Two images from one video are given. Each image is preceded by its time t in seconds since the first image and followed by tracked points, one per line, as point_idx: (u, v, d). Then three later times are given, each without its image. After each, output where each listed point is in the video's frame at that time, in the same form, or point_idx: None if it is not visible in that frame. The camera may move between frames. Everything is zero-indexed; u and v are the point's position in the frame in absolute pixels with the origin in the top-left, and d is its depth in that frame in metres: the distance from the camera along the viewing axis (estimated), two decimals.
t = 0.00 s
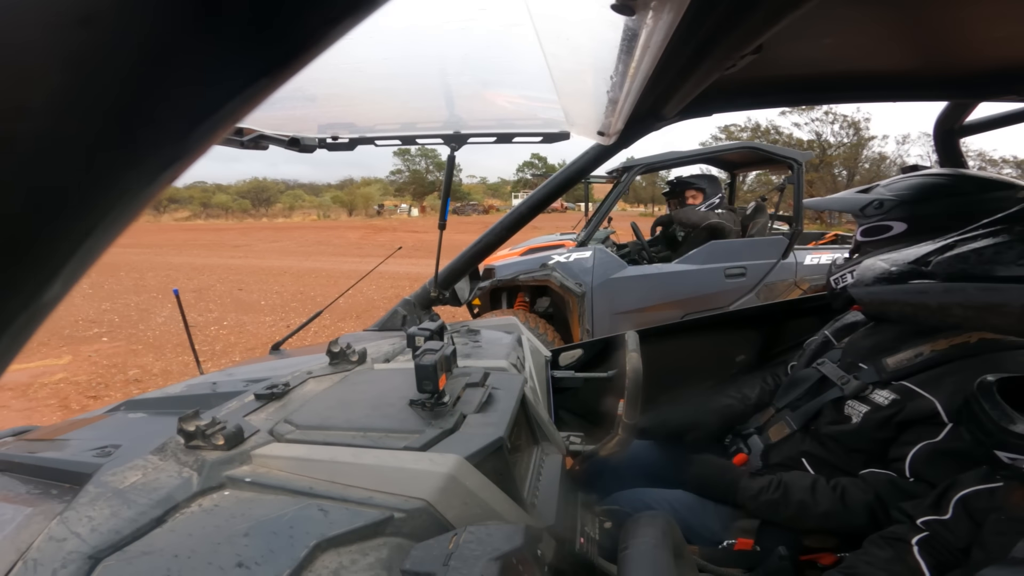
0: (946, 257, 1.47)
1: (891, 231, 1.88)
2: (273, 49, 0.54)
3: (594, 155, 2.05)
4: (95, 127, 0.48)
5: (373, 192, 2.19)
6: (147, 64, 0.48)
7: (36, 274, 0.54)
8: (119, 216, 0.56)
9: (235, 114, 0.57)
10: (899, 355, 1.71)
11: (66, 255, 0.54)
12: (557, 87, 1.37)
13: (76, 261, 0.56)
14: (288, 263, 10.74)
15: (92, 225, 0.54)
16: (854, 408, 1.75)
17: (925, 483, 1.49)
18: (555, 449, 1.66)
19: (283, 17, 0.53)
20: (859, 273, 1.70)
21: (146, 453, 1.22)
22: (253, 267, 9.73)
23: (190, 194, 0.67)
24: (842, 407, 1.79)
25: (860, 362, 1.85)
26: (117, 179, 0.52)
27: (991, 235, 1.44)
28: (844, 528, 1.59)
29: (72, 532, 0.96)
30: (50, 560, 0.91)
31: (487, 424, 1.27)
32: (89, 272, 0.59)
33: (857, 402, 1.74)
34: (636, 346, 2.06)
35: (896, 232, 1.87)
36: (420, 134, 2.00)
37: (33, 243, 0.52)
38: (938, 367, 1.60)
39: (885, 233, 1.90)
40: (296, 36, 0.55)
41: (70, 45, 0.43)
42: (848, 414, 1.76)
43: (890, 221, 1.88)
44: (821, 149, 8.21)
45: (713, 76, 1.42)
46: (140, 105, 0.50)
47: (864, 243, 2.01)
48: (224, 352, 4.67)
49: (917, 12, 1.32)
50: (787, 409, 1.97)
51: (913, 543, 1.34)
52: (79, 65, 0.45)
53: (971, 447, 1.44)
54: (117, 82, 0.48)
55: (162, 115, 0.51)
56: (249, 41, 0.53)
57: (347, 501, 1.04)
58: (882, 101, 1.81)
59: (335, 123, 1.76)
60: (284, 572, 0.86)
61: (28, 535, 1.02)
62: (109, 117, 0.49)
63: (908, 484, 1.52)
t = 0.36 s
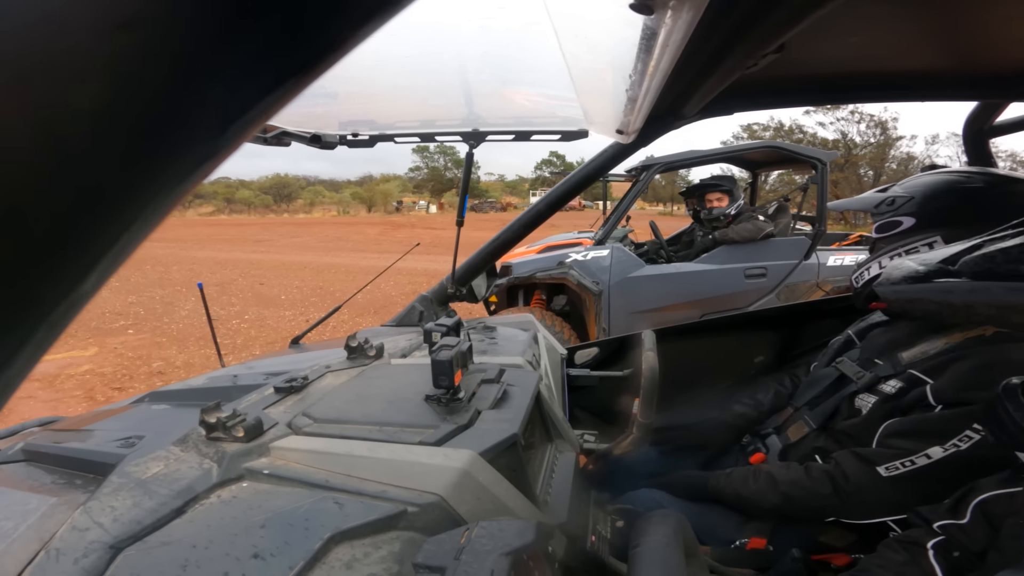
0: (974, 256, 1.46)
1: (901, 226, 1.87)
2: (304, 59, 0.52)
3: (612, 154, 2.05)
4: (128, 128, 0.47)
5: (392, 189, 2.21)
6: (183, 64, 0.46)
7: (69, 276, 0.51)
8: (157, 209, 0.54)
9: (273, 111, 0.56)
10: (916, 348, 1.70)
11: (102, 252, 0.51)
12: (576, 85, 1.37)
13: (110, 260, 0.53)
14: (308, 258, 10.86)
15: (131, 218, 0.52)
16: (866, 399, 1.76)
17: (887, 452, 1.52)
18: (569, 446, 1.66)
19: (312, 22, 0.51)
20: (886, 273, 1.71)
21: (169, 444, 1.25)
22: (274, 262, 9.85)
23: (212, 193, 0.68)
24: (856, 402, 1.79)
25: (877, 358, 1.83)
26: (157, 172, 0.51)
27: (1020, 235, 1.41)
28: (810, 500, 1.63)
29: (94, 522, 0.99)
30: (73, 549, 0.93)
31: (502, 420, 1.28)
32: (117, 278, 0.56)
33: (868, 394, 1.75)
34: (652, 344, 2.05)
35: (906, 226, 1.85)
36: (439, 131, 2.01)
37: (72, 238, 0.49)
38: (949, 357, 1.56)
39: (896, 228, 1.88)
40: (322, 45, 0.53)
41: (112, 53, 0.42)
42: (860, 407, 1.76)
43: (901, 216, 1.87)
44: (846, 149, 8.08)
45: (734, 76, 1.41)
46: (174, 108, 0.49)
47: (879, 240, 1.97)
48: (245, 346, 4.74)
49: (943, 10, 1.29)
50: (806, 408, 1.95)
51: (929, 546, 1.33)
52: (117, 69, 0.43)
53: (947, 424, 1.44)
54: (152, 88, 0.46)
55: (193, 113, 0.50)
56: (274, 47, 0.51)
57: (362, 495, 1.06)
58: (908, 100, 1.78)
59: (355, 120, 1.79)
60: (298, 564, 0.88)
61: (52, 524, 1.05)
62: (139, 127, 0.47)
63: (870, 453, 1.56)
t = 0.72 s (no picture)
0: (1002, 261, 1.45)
1: (912, 225, 1.86)
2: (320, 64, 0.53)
3: (630, 153, 2.04)
4: (148, 138, 0.50)
5: (410, 186, 2.22)
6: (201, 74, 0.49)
7: (93, 275, 0.55)
8: (179, 214, 0.56)
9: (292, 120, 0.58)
10: (931, 342, 1.69)
11: (124, 254, 0.55)
12: (593, 83, 1.37)
13: (134, 259, 0.56)
14: (328, 253, 10.96)
15: (155, 222, 0.55)
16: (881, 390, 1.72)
17: (883, 428, 1.52)
18: (581, 445, 1.67)
19: (319, 30, 0.52)
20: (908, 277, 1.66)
21: (188, 437, 1.28)
22: (295, 256, 9.96)
23: (229, 193, 0.70)
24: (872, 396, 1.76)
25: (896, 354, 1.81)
26: (174, 181, 0.53)
27: None
28: (807, 480, 1.65)
29: (114, 514, 1.01)
30: (92, 539, 0.96)
31: (515, 418, 1.28)
32: (142, 277, 0.60)
33: (883, 385, 1.71)
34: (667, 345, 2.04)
35: (917, 224, 1.85)
36: (457, 129, 2.02)
37: (97, 241, 0.53)
38: (963, 345, 1.54)
39: (907, 227, 1.88)
40: (338, 47, 0.53)
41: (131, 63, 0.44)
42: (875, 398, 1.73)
43: (912, 215, 1.87)
44: (872, 149, 7.93)
45: (753, 76, 1.40)
46: (192, 121, 0.51)
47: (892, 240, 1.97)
48: (265, 340, 4.81)
49: (969, 9, 1.27)
50: (824, 407, 1.93)
51: (942, 551, 1.31)
52: (140, 78, 0.46)
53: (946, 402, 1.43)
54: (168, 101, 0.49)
55: (210, 122, 0.52)
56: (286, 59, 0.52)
57: (373, 489, 1.07)
58: (932, 100, 1.75)
59: (374, 117, 1.80)
60: (309, 557, 0.90)
61: (74, 514, 1.08)
62: (155, 140, 0.50)
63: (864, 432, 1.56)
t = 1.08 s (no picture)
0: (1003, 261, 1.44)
1: (911, 227, 1.86)
2: (326, 69, 0.53)
3: (633, 152, 2.04)
4: (165, 136, 0.48)
5: (413, 184, 2.23)
6: (219, 70, 0.47)
7: (104, 273, 0.52)
8: (191, 212, 0.55)
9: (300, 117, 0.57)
10: (937, 340, 1.69)
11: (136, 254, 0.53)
12: (596, 83, 1.37)
13: (143, 260, 0.55)
14: (331, 251, 10.99)
15: (168, 220, 0.54)
16: (887, 390, 1.73)
17: (897, 426, 1.50)
18: (583, 444, 1.67)
19: (328, 32, 0.52)
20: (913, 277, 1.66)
21: (192, 434, 1.28)
22: (298, 254, 9.99)
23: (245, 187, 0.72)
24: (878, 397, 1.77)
25: (899, 353, 1.81)
26: (187, 179, 0.52)
27: None
28: (820, 480, 1.62)
29: (119, 511, 1.02)
30: (97, 537, 0.96)
31: (518, 415, 1.29)
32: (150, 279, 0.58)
33: (890, 384, 1.72)
34: (670, 344, 2.04)
35: (916, 226, 1.85)
36: (460, 128, 2.02)
37: (109, 242, 0.51)
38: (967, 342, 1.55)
39: (907, 230, 1.88)
40: (344, 51, 0.53)
41: (149, 58, 0.43)
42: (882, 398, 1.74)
43: (911, 218, 1.88)
44: (876, 149, 7.92)
45: (756, 75, 1.40)
46: (207, 120, 0.50)
47: (892, 244, 1.97)
48: (268, 339, 4.83)
49: (973, 9, 1.27)
50: (830, 406, 1.92)
51: (944, 551, 1.31)
52: (162, 74, 0.45)
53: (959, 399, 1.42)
54: (186, 98, 0.47)
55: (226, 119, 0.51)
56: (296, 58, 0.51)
57: (376, 487, 1.07)
58: (936, 100, 1.75)
59: (377, 116, 1.81)
60: (312, 555, 0.90)
61: (78, 512, 1.09)
62: (172, 133, 0.49)
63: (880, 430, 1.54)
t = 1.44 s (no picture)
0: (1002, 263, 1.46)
1: (916, 231, 1.86)
2: (334, 65, 0.52)
3: (636, 152, 2.04)
4: (162, 140, 0.49)
5: (416, 183, 2.23)
6: (217, 69, 0.47)
7: (104, 274, 0.52)
8: (191, 212, 0.55)
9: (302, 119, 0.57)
10: (943, 347, 1.68)
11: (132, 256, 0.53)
12: (598, 81, 1.37)
13: (142, 262, 0.54)
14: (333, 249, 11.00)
15: (167, 219, 0.53)
16: (894, 400, 1.73)
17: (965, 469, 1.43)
18: (585, 444, 1.67)
19: (328, 33, 0.51)
20: (916, 278, 1.66)
21: (195, 433, 1.28)
22: (301, 252, 10.00)
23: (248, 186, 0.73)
24: (883, 404, 1.76)
25: (903, 358, 1.81)
26: (185, 179, 0.52)
27: None
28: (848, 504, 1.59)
29: (121, 509, 1.02)
30: (99, 535, 0.97)
31: (519, 415, 1.29)
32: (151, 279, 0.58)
33: (897, 393, 1.72)
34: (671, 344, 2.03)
35: (922, 230, 1.85)
36: (463, 127, 2.02)
37: (105, 244, 0.51)
38: (974, 354, 1.55)
39: (913, 234, 1.87)
40: (346, 52, 0.53)
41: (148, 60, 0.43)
42: (889, 408, 1.73)
43: (916, 221, 1.87)
44: (880, 149, 7.90)
45: (759, 75, 1.40)
46: (206, 124, 0.50)
47: (897, 248, 1.96)
48: (271, 337, 4.84)
49: (978, 10, 1.26)
50: (831, 409, 1.92)
51: (945, 552, 1.32)
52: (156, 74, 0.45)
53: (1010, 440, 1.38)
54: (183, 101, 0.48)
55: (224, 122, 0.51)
56: (295, 62, 0.51)
57: (378, 486, 1.08)
58: (940, 100, 1.74)
59: (380, 115, 1.81)
60: (313, 553, 0.90)
61: (81, 510, 1.09)
62: (170, 129, 0.49)
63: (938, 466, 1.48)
